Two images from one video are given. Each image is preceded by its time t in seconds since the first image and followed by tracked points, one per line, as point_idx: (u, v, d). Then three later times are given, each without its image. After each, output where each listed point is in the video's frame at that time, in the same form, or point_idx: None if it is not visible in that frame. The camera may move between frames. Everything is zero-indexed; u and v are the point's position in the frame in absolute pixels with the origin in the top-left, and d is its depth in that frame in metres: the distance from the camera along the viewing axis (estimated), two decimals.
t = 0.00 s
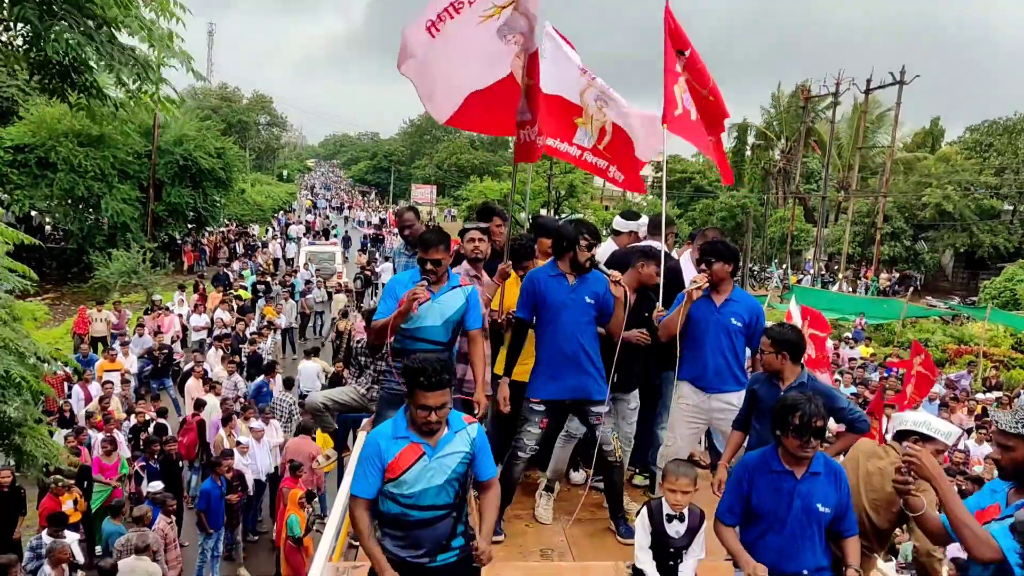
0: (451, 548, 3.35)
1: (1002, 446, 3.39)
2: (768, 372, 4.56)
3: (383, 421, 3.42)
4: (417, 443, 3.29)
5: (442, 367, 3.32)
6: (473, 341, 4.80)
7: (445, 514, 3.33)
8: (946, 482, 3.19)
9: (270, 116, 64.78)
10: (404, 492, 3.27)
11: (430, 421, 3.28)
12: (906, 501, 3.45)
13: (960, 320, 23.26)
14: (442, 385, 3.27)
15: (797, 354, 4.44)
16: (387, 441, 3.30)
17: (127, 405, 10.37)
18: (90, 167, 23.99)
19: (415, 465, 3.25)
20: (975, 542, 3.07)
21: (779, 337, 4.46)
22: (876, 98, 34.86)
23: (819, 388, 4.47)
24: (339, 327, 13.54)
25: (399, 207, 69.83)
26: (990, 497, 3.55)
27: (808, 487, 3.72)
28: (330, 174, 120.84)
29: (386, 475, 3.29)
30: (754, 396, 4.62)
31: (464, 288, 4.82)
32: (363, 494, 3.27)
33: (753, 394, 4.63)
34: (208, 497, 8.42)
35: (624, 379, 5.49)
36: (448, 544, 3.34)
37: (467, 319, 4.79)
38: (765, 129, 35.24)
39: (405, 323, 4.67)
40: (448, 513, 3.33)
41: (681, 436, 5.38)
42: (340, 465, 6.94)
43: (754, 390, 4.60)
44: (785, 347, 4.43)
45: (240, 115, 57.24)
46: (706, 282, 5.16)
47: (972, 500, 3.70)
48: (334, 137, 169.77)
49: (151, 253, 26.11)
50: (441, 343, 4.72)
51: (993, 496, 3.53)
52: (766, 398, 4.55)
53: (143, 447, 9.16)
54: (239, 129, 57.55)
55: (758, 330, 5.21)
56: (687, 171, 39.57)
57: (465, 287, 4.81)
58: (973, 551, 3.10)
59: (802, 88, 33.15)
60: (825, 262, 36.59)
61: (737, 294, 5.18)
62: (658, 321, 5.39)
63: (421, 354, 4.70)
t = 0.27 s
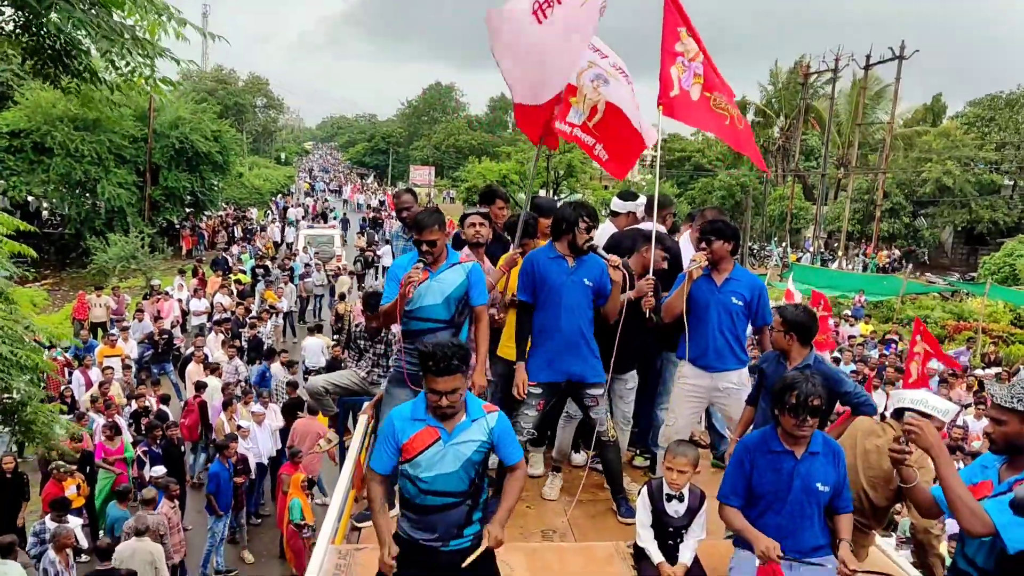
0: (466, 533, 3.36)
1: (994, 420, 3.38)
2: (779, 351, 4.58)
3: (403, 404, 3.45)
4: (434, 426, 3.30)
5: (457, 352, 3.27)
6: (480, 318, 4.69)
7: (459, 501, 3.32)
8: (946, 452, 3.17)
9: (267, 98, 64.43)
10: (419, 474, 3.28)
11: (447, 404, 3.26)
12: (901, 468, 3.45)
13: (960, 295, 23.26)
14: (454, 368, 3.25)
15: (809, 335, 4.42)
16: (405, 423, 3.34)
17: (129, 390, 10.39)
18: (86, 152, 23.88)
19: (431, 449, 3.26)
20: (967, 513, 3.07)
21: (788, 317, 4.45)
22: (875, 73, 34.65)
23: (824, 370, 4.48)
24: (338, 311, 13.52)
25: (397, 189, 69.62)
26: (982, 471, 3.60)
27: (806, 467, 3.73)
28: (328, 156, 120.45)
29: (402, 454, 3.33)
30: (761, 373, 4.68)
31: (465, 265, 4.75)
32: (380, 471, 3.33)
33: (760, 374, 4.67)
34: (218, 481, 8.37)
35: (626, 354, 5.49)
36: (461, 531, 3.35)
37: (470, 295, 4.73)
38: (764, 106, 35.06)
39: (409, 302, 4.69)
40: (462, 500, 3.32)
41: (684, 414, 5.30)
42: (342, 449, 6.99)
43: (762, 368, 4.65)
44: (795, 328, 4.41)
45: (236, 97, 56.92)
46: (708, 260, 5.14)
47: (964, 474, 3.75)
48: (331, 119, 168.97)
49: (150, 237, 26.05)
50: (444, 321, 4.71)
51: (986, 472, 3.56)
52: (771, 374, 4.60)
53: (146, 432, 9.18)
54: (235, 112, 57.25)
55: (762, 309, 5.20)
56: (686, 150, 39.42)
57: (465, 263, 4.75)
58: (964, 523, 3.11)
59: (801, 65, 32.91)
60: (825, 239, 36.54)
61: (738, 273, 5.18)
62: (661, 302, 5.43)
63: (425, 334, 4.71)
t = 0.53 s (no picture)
0: (485, 535, 3.32)
1: (981, 409, 3.44)
2: (771, 339, 4.58)
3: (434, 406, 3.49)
4: (459, 427, 3.31)
5: (478, 356, 3.29)
6: (477, 310, 4.71)
7: (481, 505, 3.29)
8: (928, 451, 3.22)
9: (261, 90, 64.23)
10: (442, 474, 3.29)
11: (471, 406, 3.30)
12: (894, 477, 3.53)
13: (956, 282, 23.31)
14: (477, 362, 3.29)
15: (801, 322, 4.42)
16: (433, 422, 3.39)
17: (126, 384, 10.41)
18: (81, 145, 23.84)
19: (454, 450, 3.27)
20: (957, 510, 3.12)
21: (781, 305, 4.44)
22: (871, 60, 34.58)
23: (816, 358, 4.47)
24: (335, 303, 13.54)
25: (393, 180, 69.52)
26: (971, 460, 3.64)
27: (804, 454, 3.75)
28: (324, 147, 120.20)
29: (429, 452, 3.39)
30: (756, 361, 4.69)
31: (459, 259, 4.75)
32: (411, 463, 3.41)
33: (753, 361, 4.69)
34: (222, 475, 8.49)
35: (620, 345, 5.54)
36: (481, 532, 3.31)
37: (465, 288, 4.73)
38: (760, 94, 35.01)
39: (402, 296, 4.72)
40: (484, 504, 3.29)
41: (672, 403, 5.31)
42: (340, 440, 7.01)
43: (755, 356, 4.66)
44: (789, 316, 4.41)
45: (230, 89, 56.73)
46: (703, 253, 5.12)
47: (952, 465, 3.79)
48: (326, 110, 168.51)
49: (145, 230, 26.03)
50: (438, 314, 4.76)
51: (975, 459, 3.61)
52: (765, 363, 4.60)
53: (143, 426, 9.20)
54: (230, 104, 57.07)
55: (752, 301, 5.26)
56: (682, 138, 39.39)
57: (459, 257, 4.74)
58: (956, 518, 3.17)
59: (796, 52, 32.83)
60: (821, 226, 36.56)
61: (729, 265, 5.21)
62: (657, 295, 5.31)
63: (421, 328, 4.75)
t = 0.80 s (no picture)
0: (489, 537, 3.34)
1: (969, 403, 3.47)
2: (760, 335, 4.58)
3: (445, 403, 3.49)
4: (469, 424, 3.32)
5: (496, 356, 3.30)
6: (463, 314, 4.77)
7: (485, 506, 3.30)
8: (915, 448, 3.26)
9: (255, 89, 64.19)
10: (448, 471, 3.31)
11: (482, 406, 3.30)
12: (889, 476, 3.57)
13: (950, 276, 23.38)
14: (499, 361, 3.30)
15: (790, 319, 4.42)
16: (445, 418, 3.39)
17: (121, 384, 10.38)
18: (74, 146, 23.74)
19: (463, 446, 3.28)
20: (946, 506, 3.17)
21: (771, 302, 4.43)
22: (863, 55, 34.63)
23: (806, 353, 4.47)
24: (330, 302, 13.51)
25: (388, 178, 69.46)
26: (963, 454, 3.67)
27: (798, 450, 3.75)
28: (318, 146, 120.07)
29: (440, 447, 3.39)
30: (745, 358, 4.69)
31: (451, 262, 4.76)
32: (420, 460, 3.41)
33: (742, 358, 4.70)
34: (224, 476, 8.50)
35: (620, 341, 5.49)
36: (484, 533, 3.33)
37: (455, 293, 4.77)
38: (754, 90, 35.03)
39: (395, 298, 4.72)
40: (488, 504, 3.30)
41: (677, 401, 5.35)
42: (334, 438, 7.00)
43: (744, 353, 4.66)
44: (778, 314, 4.40)
45: (224, 88, 56.60)
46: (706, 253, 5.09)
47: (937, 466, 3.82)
48: (320, 108, 168.29)
49: (140, 230, 25.94)
50: (430, 317, 4.75)
51: (966, 454, 3.64)
52: (753, 362, 4.60)
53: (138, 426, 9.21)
54: (223, 103, 56.93)
55: (751, 294, 5.23)
56: (676, 134, 39.44)
57: (451, 261, 4.75)
58: (946, 515, 3.21)
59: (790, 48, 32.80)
60: (816, 221, 36.63)
61: (730, 262, 5.18)
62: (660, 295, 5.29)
63: (412, 332, 4.73)
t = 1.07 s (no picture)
0: (474, 532, 3.29)
1: (957, 400, 3.48)
2: (749, 333, 4.58)
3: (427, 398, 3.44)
4: (455, 420, 3.28)
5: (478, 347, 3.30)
6: (466, 308, 4.70)
7: (470, 499, 3.26)
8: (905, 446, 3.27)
9: (247, 88, 64.08)
10: (435, 467, 3.25)
11: (468, 399, 3.29)
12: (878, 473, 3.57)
13: (942, 272, 23.45)
14: (484, 354, 3.30)
15: (780, 317, 4.41)
16: (427, 415, 3.33)
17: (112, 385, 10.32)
18: (65, 146, 23.64)
19: (451, 442, 3.23)
20: (936, 503, 3.17)
21: (760, 298, 4.43)
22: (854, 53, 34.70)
23: (795, 351, 4.47)
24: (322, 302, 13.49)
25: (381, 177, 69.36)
26: (952, 451, 3.69)
27: (791, 447, 3.75)
28: (311, 145, 119.86)
29: (421, 447, 3.32)
30: (734, 355, 4.68)
31: (445, 254, 4.72)
32: (398, 461, 3.34)
33: (731, 355, 4.69)
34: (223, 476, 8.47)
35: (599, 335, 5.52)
36: (470, 527, 3.29)
37: (454, 284, 4.70)
38: (746, 88, 35.06)
39: (393, 299, 4.69)
40: (472, 497, 3.26)
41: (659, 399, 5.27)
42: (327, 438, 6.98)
43: (733, 351, 4.66)
44: (767, 311, 4.40)
45: (215, 87, 56.45)
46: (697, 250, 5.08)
47: (931, 461, 3.84)
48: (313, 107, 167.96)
49: (131, 231, 25.84)
50: (428, 314, 4.74)
51: (956, 450, 3.65)
52: (744, 359, 4.60)
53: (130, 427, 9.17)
54: (215, 102, 56.77)
55: (740, 293, 5.23)
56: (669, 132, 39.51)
57: (445, 253, 4.70)
58: (936, 512, 3.21)
59: (781, 45, 32.86)
60: (808, 218, 36.71)
61: (718, 260, 5.21)
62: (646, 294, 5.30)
63: (411, 328, 4.74)
